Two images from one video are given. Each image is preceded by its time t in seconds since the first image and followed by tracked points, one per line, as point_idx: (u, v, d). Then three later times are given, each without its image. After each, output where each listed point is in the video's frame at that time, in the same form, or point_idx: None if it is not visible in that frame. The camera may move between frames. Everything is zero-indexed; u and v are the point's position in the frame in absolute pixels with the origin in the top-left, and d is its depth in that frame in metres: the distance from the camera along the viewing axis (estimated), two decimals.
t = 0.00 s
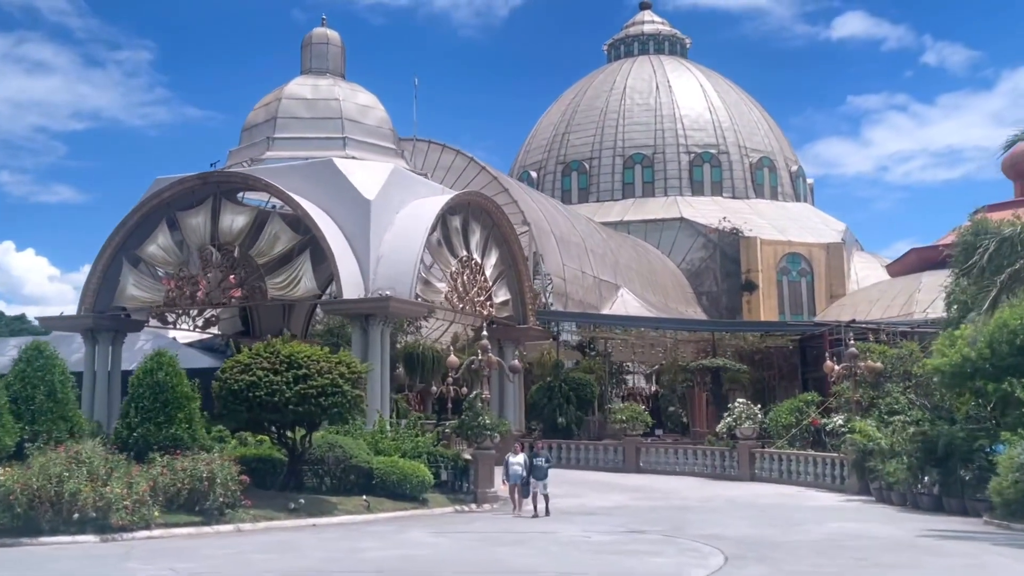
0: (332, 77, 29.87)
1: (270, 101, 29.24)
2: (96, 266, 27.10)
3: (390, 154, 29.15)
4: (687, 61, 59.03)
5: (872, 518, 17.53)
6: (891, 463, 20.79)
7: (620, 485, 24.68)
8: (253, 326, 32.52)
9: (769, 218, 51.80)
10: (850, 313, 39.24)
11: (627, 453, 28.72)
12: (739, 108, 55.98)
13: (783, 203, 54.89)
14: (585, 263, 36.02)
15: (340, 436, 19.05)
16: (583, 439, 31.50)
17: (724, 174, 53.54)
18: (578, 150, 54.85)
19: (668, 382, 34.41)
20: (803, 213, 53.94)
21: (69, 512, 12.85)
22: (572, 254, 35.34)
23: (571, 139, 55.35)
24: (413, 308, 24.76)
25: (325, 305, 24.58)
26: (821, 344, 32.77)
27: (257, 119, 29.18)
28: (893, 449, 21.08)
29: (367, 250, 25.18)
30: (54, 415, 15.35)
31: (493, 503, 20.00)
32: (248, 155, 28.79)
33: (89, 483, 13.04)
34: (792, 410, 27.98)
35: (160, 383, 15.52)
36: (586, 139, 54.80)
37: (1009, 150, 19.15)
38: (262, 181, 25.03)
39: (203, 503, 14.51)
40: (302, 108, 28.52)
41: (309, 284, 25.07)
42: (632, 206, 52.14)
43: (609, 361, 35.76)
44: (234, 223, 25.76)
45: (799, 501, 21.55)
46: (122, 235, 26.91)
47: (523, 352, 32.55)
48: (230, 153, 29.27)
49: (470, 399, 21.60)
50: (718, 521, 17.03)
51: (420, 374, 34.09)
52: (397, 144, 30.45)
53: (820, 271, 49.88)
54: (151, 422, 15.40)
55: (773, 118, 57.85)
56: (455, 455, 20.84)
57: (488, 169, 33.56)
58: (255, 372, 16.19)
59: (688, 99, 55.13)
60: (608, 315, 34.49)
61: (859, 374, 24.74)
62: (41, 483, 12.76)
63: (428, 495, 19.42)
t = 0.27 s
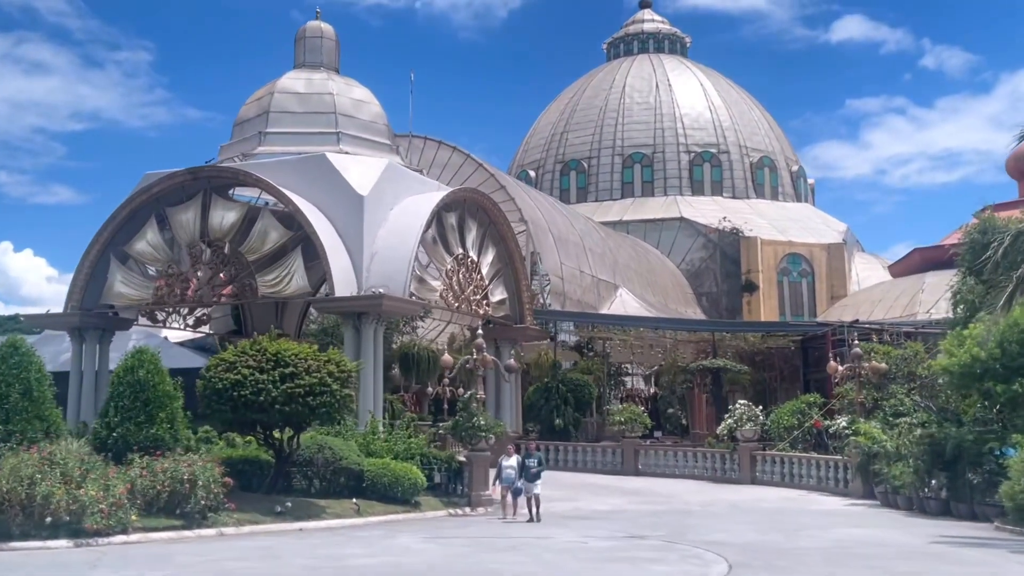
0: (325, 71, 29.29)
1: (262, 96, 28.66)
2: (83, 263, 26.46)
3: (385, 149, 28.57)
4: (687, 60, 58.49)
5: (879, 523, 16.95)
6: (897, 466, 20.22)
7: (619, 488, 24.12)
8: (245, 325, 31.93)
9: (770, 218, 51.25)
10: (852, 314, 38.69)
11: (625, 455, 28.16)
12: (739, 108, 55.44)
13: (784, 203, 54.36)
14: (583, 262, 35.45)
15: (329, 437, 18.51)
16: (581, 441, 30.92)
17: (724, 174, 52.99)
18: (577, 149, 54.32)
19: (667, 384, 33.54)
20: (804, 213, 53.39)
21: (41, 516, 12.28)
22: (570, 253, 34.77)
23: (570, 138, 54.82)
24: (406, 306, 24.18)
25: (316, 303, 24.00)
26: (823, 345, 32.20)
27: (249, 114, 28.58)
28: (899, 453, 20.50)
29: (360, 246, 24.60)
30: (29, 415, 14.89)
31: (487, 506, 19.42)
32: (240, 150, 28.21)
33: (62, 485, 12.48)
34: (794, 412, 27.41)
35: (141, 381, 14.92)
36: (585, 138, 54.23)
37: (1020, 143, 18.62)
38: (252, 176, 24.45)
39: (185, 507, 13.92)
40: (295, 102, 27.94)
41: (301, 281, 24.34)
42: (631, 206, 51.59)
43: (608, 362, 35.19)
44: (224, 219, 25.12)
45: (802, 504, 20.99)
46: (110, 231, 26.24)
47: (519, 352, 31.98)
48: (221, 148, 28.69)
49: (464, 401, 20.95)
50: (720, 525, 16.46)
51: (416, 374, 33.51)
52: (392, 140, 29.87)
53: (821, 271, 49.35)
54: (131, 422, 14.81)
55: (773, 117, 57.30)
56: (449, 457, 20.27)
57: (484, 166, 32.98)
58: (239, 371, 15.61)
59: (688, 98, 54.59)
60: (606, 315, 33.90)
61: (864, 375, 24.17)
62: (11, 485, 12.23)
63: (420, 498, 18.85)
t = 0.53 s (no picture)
0: (322, 66, 28.82)
1: (258, 91, 28.18)
2: (74, 261, 25.95)
3: (382, 146, 28.09)
4: (689, 59, 58.03)
5: (888, 528, 16.46)
6: (905, 470, 19.73)
7: (620, 491, 23.62)
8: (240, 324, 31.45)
9: (773, 218, 50.75)
10: (856, 314, 38.18)
11: (626, 458, 27.65)
12: (742, 107, 54.96)
13: (787, 203, 53.86)
14: (584, 261, 34.96)
15: (321, 439, 18.18)
16: (581, 443, 30.41)
17: (726, 173, 52.51)
18: (578, 148, 53.85)
19: (669, 385, 33.12)
20: (807, 213, 52.92)
21: (17, 520, 11.77)
22: (571, 252, 34.28)
23: (571, 137, 54.35)
24: (403, 305, 23.67)
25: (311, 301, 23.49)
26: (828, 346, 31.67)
27: (245, 109, 28.10)
28: (907, 455, 20.01)
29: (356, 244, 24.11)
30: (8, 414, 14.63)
31: (485, 510, 18.93)
32: (235, 145, 27.72)
33: (39, 488, 11.98)
34: (798, 414, 26.91)
35: (126, 380, 14.43)
36: (586, 137, 53.78)
37: None
38: (246, 171, 23.96)
39: (169, 510, 13.40)
40: (291, 98, 27.46)
41: (296, 279, 23.95)
42: (632, 206, 51.11)
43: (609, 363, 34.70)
44: (217, 215, 24.63)
45: (808, 508, 20.48)
46: (102, 228, 25.72)
47: (519, 353, 31.48)
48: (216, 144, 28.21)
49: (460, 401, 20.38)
50: (724, 530, 15.96)
51: (414, 375, 33.04)
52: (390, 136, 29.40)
53: (824, 272, 48.86)
54: (115, 422, 14.32)
55: (776, 117, 56.82)
56: (446, 459, 19.78)
57: (484, 163, 32.49)
58: (228, 370, 15.11)
59: (690, 97, 54.11)
60: (607, 315, 33.39)
61: (870, 376, 23.68)
62: None
63: (415, 501, 18.38)
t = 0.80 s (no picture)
0: (320, 61, 28.29)
1: (255, 86, 27.65)
2: (66, 259, 25.41)
3: (381, 142, 27.53)
4: (694, 58, 57.46)
5: (901, 536, 15.85)
6: (917, 475, 19.12)
7: (624, 495, 23.03)
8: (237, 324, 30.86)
9: (779, 219, 50.13)
10: (864, 316, 37.53)
11: (630, 461, 27.04)
12: (748, 107, 54.37)
13: (793, 204, 53.24)
14: (586, 260, 34.37)
15: (315, 441, 17.55)
16: (583, 446, 29.79)
17: (732, 174, 51.90)
18: (582, 148, 53.29)
19: (673, 387, 32.43)
20: (814, 214, 52.31)
21: None
22: (573, 251, 33.70)
23: (575, 137, 53.79)
24: (402, 304, 23.10)
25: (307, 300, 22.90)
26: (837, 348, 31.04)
27: (241, 105, 27.57)
28: (919, 460, 19.40)
29: (353, 242, 23.55)
30: None
31: (483, 514, 18.35)
32: (231, 142, 27.18)
33: (13, 492, 11.42)
34: (806, 417, 26.26)
35: (110, 379, 13.87)
36: (590, 137, 53.21)
37: None
38: (241, 167, 23.41)
39: (152, 515, 12.84)
40: (288, 93, 26.92)
41: (292, 277, 23.28)
42: (636, 206, 50.52)
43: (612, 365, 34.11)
44: (212, 212, 24.07)
45: (817, 514, 19.85)
46: (94, 225, 25.17)
47: (520, 355, 30.90)
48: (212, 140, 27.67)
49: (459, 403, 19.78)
50: (731, 537, 15.35)
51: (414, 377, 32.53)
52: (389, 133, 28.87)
53: (831, 273, 48.23)
54: (98, 423, 13.76)
55: (782, 117, 56.21)
56: (444, 462, 19.21)
57: (485, 161, 31.93)
58: (216, 369, 14.55)
59: (695, 97, 53.53)
60: (611, 315, 32.78)
61: (881, 378, 23.06)
62: None
63: (411, 506, 17.82)
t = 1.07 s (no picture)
0: (322, 57, 27.88)
1: (255, 83, 27.25)
2: (64, 258, 25.00)
3: (383, 139, 27.11)
4: (702, 57, 56.99)
5: (916, 541, 15.36)
6: (932, 478, 18.64)
7: (630, 498, 22.57)
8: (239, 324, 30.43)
9: (787, 219, 49.63)
10: (874, 317, 37.03)
11: (636, 464, 26.58)
12: (756, 106, 53.87)
13: (801, 204, 52.75)
14: (592, 259, 33.90)
15: (311, 442, 17.12)
16: (589, 448, 29.34)
17: (740, 173, 51.39)
18: (588, 147, 52.84)
19: (681, 390, 32.13)
20: (823, 214, 51.78)
21: None
22: (579, 250, 33.25)
23: (581, 137, 53.35)
24: (403, 303, 22.67)
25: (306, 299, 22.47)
26: (847, 348, 30.55)
27: (242, 101, 27.16)
28: (934, 463, 18.90)
29: (354, 240, 23.14)
30: None
31: (485, 517, 17.93)
32: (231, 138, 26.77)
33: None
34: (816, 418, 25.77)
35: (99, 378, 13.47)
36: (596, 137, 52.77)
37: None
38: (241, 164, 23.00)
39: (140, 519, 12.44)
40: (289, 89, 26.50)
41: (292, 275, 22.77)
42: (643, 206, 50.05)
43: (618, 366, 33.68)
44: (211, 210, 23.62)
45: (827, 518, 19.37)
46: (92, 223, 24.79)
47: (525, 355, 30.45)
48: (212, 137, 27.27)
49: (462, 403, 19.31)
50: (740, 542, 14.89)
51: (418, 378, 32.26)
52: (392, 130, 28.45)
53: (840, 274, 47.72)
54: (86, 423, 13.35)
55: (790, 116, 55.70)
56: (445, 463, 18.77)
57: (490, 159, 31.49)
58: (208, 368, 14.13)
59: (703, 96, 53.05)
60: (617, 315, 32.32)
61: (893, 379, 22.54)
62: None
63: (412, 508, 17.40)
